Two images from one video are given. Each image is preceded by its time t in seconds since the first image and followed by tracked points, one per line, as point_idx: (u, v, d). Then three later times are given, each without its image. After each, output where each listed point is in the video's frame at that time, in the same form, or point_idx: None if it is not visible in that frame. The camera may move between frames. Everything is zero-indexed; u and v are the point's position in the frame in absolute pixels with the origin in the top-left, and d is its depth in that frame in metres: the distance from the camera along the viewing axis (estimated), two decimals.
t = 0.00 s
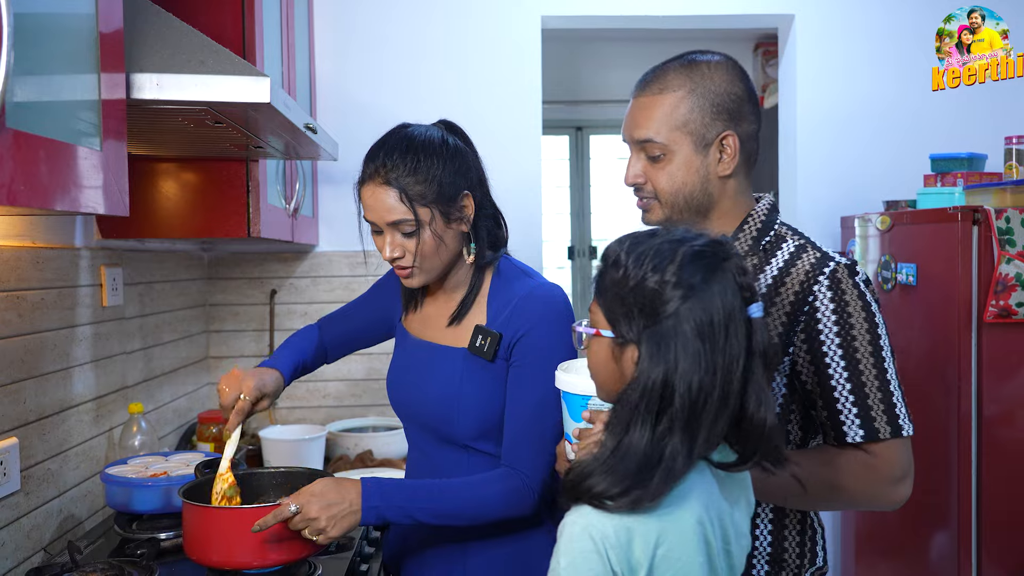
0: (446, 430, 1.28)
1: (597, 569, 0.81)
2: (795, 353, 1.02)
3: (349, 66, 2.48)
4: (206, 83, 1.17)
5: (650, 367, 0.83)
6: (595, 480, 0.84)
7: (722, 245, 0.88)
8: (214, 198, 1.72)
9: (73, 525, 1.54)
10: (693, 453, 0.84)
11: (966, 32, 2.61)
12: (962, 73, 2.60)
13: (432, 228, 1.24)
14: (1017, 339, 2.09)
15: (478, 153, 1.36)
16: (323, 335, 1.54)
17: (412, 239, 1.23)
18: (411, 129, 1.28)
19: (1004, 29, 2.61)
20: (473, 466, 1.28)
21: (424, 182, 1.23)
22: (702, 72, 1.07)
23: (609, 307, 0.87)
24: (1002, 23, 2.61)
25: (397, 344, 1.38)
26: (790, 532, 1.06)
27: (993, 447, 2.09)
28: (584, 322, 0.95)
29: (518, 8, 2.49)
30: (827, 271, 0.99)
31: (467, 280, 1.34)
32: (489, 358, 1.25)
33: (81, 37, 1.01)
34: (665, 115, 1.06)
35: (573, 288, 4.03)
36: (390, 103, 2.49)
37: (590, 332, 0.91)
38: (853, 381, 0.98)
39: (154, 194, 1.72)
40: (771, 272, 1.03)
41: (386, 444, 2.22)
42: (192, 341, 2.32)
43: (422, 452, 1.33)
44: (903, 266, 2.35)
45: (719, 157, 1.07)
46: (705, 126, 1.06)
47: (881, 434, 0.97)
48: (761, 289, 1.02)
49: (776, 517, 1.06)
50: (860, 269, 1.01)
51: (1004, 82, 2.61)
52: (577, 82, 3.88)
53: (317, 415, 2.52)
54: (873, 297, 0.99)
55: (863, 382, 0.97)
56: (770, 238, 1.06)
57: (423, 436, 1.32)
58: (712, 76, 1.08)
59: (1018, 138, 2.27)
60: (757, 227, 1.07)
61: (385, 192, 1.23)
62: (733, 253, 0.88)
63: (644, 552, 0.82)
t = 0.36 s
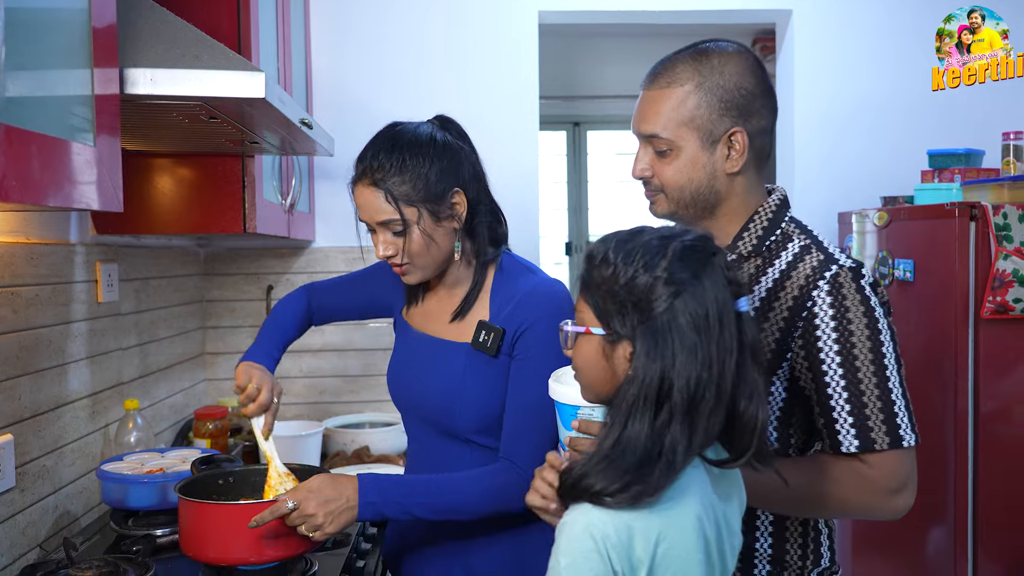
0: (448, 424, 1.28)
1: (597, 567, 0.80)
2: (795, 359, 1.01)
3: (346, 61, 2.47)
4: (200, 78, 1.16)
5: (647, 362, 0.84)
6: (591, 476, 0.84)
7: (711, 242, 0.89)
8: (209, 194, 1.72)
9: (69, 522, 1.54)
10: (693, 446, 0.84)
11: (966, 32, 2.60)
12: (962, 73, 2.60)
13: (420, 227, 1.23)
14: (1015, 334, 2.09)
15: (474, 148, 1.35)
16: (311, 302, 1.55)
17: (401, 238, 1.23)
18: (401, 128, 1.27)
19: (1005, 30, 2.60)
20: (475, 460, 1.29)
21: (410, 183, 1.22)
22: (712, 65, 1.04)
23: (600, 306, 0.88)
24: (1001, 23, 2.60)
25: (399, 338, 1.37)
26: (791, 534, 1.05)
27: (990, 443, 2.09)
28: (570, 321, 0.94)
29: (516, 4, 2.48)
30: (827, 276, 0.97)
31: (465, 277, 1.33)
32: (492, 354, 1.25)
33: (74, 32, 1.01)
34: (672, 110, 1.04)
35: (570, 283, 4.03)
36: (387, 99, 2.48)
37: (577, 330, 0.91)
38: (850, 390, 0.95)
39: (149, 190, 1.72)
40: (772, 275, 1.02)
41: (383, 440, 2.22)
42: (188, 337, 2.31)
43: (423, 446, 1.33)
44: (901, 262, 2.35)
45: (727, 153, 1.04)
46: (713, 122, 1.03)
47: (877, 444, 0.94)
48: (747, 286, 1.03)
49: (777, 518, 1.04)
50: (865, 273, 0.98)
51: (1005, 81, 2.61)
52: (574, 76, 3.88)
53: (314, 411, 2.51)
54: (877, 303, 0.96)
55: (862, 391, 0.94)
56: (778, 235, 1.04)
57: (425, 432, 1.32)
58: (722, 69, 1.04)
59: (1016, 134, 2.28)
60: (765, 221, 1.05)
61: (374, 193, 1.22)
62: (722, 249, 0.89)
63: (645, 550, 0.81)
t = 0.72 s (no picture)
0: (451, 415, 1.28)
1: (591, 538, 0.80)
2: (788, 341, 1.00)
3: (348, 49, 2.46)
4: (201, 64, 1.16)
5: (636, 340, 0.84)
6: (584, 453, 0.84)
7: (703, 222, 0.89)
8: (210, 182, 1.71)
9: (72, 509, 1.54)
10: (685, 424, 0.85)
11: (966, 32, 2.59)
12: (961, 74, 2.59)
13: (418, 217, 1.22)
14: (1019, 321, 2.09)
15: (476, 138, 1.34)
16: (312, 289, 1.54)
17: (399, 228, 1.22)
18: (400, 116, 1.26)
19: (1005, 30, 2.60)
20: (477, 450, 1.29)
21: (407, 171, 1.21)
22: (699, 55, 1.02)
23: (590, 284, 0.87)
24: (1002, 24, 2.60)
25: (402, 328, 1.37)
26: (792, 519, 1.04)
27: (992, 428, 2.09)
28: (560, 300, 0.94)
29: None
30: (818, 256, 0.96)
31: (468, 267, 1.32)
32: (495, 346, 1.24)
33: (72, 17, 1.00)
34: (661, 102, 1.02)
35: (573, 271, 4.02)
36: (388, 88, 2.47)
37: (567, 309, 0.90)
38: (842, 368, 0.94)
39: (150, 177, 1.71)
40: (765, 257, 1.01)
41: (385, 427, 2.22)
42: (190, 325, 2.31)
43: (427, 436, 1.34)
44: (904, 248, 2.33)
45: (719, 142, 1.02)
46: (703, 111, 1.01)
47: (870, 422, 0.93)
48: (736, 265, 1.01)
49: (777, 503, 1.04)
50: (857, 254, 0.97)
51: (1005, 81, 2.61)
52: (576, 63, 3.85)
53: (316, 399, 2.51)
54: (869, 282, 0.95)
55: (855, 371, 0.93)
56: (771, 220, 1.03)
57: (429, 422, 1.33)
58: (710, 59, 1.02)
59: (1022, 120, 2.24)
60: (759, 207, 1.04)
61: (371, 183, 1.22)
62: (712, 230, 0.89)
63: (642, 518, 0.81)
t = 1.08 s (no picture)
0: (455, 413, 1.28)
1: (608, 541, 0.81)
2: (775, 319, 1.05)
3: (349, 43, 2.45)
4: (201, 57, 1.15)
5: (648, 347, 0.84)
6: (601, 464, 0.84)
7: (712, 227, 0.89)
8: (211, 176, 1.71)
9: (72, 504, 1.54)
10: (706, 433, 0.85)
11: (966, 32, 2.59)
12: (962, 73, 2.58)
13: (415, 217, 1.22)
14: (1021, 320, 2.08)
15: (487, 145, 1.33)
16: (314, 269, 1.54)
17: (394, 226, 1.21)
18: (409, 114, 1.26)
19: (1004, 30, 2.59)
20: (479, 449, 1.29)
21: (407, 169, 1.21)
22: (664, 64, 1.13)
23: (599, 287, 0.88)
24: (1001, 24, 2.59)
25: (406, 324, 1.37)
26: (784, 492, 1.08)
27: (995, 426, 2.08)
28: (569, 301, 0.95)
29: None
30: (798, 237, 1.02)
31: (472, 270, 1.32)
32: (501, 348, 1.23)
33: (71, 10, 0.99)
34: (632, 108, 1.12)
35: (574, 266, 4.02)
36: (389, 83, 2.47)
37: (575, 311, 0.91)
38: (828, 338, 1.00)
39: (150, 171, 1.71)
40: (749, 241, 1.06)
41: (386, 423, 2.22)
42: (191, 319, 2.31)
43: (427, 430, 1.34)
44: (906, 244, 2.31)
45: (689, 141, 1.12)
46: (671, 114, 1.12)
47: (858, 386, 0.99)
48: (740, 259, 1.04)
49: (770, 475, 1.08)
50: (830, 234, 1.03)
51: (1005, 81, 2.61)
52: (578, 57, 3.84)
53: (317, 394, 2.51)
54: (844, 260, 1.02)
55: (839, 340, 1.00)
56: (745, 211, 1.09)
57: (429, 419, 1.33)
58: (673, 66, 1.14)
59: None
60: (730, 203, 1.10)
61: (372, 178, 1.21)
62: (724, 236, 0.89)
63: (660, 525, 0.82)
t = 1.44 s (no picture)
0: (460, 412, 1.28)
1: (626, 532, 0.83)
2: (797, 311, 1.06)
3: (355, 41, 2.45)
4: (207, 56, 1.15)
5: (653, 338, 0.86)
6: (609, 458, 0.86)
7: (715, 219, 0.92)
8: (215, 175, 1.71)
9: (78, 502, 1.54)
10: (712, 422, 0.87)
11: (966, 33, 2.57)
12: (962, 73, 2.56)
13: (422, 208, 1.21)
14: None
15: (495, 140, 1.33)
16: (339, 310, 1.53)
17: (402, 217, 1.21)
18: (418, 106, 1.26)
19: (1004, 30, 2.57)
20: (485, 447, 1.28)
21: (416, 160, 1.20)
22: (655, 68, 1.15)
23: (603, 279, 0.90)
24: (1001, 24, 2.57)
25: (413, 323, 1.37)
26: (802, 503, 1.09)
27: (1002, 424, 2.07)
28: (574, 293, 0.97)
29: None
30: (818, 232, 1.04)
31: (476, 265, 1.31)
32: (504, 344, 1.23)
33: (76, 8, 0.99)
34: (626, 112, 1.15)
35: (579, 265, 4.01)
36: (394, 81, 2.46)
37: (580, 303, 0.94)
38: (853, 329, 1.03)
39: (155, 170, 1.71)
40: (765, 239, 1.07)
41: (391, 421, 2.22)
42: (196, 318, 2.31)
43: (433, 429, 1.34)
44: (913, 242, 2.31)
45: (685, 141, 1.13)
46: (664, 114, 1.13)
47: (884, 371, 1.02)
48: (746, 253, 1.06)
49: (789, 467, 1.09)
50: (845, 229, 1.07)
51: (1004, 82, 2.58)
52: (583, 55, 3.83)
53: (323, 392, 2.51)
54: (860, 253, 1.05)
55: (862, 328, 1.03)
56: (759, 207, 1.09)
57: (436, 417, 1.33)
58: (668, 70, 1.16)
59: None
60: (745, 199, 1.10)
61: (381, 168, 1.21)
62: (727, 229, 0.92)
63: (675, 515, 0.85)
